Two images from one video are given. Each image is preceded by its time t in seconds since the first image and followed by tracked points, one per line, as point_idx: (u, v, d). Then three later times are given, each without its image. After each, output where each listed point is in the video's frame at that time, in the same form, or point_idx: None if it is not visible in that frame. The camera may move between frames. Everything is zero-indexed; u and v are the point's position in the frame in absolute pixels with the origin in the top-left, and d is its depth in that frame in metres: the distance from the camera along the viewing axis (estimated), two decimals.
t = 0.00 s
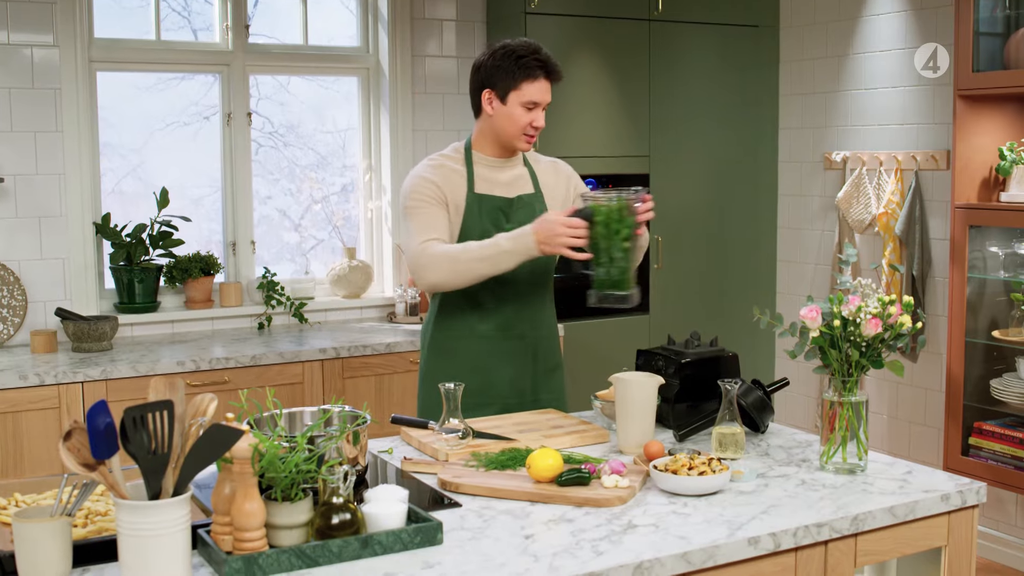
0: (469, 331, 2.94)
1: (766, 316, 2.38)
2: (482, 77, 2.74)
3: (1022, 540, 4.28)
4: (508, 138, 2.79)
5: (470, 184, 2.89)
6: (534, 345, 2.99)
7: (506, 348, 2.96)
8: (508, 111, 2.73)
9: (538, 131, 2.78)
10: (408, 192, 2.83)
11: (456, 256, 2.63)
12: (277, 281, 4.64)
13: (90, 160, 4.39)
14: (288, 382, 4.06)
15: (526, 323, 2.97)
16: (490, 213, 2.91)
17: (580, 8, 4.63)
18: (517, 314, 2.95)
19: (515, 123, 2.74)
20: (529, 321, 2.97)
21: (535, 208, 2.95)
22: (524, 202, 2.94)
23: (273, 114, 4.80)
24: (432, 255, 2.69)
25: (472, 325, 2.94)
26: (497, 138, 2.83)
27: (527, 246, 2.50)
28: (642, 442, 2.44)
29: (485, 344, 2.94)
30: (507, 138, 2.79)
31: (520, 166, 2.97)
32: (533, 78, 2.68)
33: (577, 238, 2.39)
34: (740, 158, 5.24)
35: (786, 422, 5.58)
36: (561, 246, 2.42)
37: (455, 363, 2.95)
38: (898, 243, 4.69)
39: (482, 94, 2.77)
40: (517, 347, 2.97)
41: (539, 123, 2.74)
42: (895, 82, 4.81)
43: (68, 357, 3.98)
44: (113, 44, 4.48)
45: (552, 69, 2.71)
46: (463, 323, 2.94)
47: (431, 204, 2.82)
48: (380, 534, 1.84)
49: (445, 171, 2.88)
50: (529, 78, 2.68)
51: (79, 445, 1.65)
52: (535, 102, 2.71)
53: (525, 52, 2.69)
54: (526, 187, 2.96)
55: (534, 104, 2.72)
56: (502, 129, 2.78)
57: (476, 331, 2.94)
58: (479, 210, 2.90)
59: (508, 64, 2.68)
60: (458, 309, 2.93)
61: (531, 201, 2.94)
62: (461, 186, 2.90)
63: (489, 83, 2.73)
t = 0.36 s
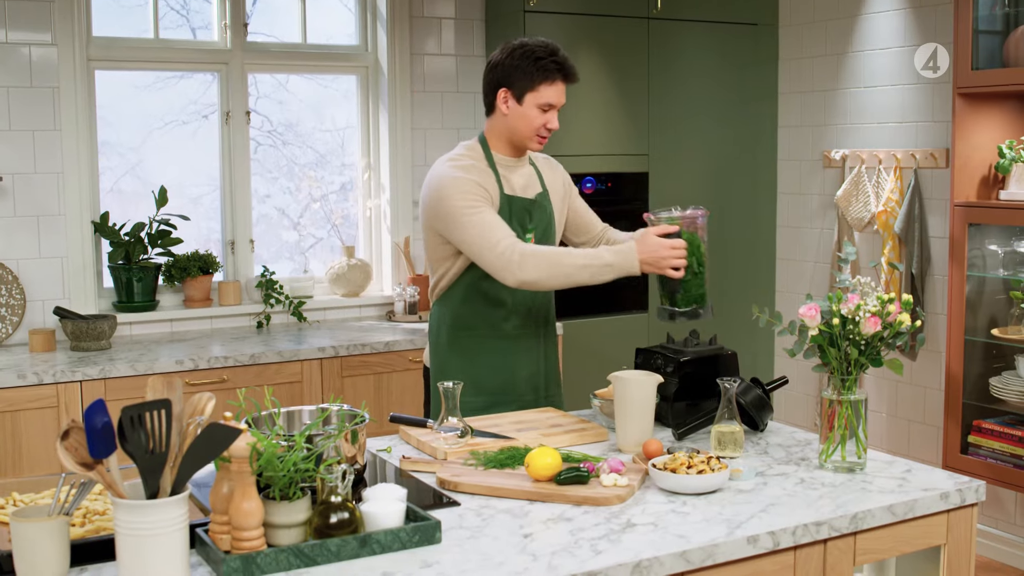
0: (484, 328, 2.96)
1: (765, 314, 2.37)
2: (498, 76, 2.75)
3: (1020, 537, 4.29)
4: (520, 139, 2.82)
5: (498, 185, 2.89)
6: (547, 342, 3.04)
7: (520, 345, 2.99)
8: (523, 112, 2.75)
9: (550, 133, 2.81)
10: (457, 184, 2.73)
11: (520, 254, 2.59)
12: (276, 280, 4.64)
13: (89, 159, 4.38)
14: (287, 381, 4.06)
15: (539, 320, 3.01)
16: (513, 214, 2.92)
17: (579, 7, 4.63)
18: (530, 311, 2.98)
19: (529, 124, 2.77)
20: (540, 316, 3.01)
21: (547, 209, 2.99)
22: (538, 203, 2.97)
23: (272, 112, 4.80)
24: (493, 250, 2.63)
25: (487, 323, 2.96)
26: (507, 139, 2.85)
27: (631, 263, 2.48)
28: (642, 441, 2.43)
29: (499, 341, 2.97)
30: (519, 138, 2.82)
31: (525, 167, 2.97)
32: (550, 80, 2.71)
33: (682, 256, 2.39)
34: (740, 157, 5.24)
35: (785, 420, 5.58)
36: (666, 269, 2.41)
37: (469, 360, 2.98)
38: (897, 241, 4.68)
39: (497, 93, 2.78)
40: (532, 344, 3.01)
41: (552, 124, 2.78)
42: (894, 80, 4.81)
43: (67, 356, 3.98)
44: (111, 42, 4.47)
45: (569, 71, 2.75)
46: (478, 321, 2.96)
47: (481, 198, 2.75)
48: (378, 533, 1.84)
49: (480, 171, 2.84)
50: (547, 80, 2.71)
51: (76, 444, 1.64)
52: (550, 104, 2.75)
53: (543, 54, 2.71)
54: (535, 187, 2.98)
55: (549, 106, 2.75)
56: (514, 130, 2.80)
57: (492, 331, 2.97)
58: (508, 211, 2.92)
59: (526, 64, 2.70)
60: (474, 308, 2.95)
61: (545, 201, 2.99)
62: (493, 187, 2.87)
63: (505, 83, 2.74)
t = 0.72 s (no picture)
0: (491, 327, 2.97)
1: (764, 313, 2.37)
2: (522, 78, 2.74)
3: (1020, 537, 4.29)
4: (540, 142, 2.82)
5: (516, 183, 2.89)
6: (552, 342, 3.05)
7: (526, 344, 3.00)
8: (545, 116, 2.75)
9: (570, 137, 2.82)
10: (477, 180, 2.72)
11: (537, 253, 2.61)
12: (274, 280, 4.65)
13: (87, 158, 4.38)
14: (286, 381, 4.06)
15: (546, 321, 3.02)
16: (528, 216, 2.93)
17: (579, 6, 4.62)
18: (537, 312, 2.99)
19: (551, 128, 2.77)
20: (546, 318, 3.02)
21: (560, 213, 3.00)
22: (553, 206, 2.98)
23: (271, 112, 4.80)
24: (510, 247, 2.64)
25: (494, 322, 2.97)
26: (527, 140, 2.85)
27: (648, 270, 2.58)
28: (641, 440, 2.43)
29: (505, 341, 2.98)
30: (539, 140, 2.82)
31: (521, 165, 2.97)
32: (575, 86, 2.70)
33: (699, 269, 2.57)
34: (739, 156, 5.24)
35: (785, 419, 5.58)
36: (683, 281, 2.58)
37: (474, 358, 2.98)
38: (896, 239, 4.68)
39: (520, 95, 2.77)
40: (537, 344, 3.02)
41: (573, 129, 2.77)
42: (894, 78, 4.81)
43: (66, 356, 3.97)
44: (109, 41, 4.46)
45: (595, 77, 2.73)
46: (486, 319, 2.97)
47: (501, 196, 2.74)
48: (376, 532, 1.83)
49: (499, 167, 2.83)
50: (572, 86, 2.69)
51: (75, 443, 1.64)
52: (573, 109, 2.74)
53: (569, 59, 2.69)
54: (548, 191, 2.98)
55: (572, 111, 2.75)
56: (535, 132, 2.80)
57: (500, 328, 2.97)
58: (524, 210, 2.91)
59: (551, 69, 2.69)
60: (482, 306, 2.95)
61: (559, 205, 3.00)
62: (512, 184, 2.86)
63: (530, 86, 2.73)
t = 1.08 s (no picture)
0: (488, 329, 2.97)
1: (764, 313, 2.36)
2: (521, 80, 2.72)
3: (1021, 536, 4.28)
4: (539, 145, 2.81)
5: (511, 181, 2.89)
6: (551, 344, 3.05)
7: (522, 345, 3.00)
8: (544, 119, 2.73)
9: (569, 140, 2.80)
10: (471, 179, 2.72)
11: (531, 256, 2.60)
12: (274, 279, 4.64)
13: (86, 158, 4.37)
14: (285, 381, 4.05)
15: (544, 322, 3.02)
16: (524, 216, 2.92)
17: (578, 5, 4.62)
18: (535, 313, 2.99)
19: (549, 132, 2.75)
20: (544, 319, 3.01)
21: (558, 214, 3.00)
22: (551, 207, 2.97)
23: (270, 111, 4.79)
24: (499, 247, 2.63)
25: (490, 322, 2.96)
26: (526, 143, 2.84)
27: (641, 280, 2.59)
28: (641, 439, 2.43)
29: (503, 341, 2.97)
30: (538, 143, 2.80)
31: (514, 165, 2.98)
32: (575, 91, 2.68)
33: (693, 278, 2.59)
34: (739, 156, 5.23)
35: (785, 419, 5.58)
36: (679, 290, 2.60)
37: (471, 358, 2.98)
38: (896, 239, 4.68)
39: (519, 97, 2.75)
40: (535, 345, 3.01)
41: (572, 133, 2.76)
42: (894, 78, 4.80)
43: (65, 356, 3.97)
44: (108, 41, 4.46)
45: (595, 82, 2.71)
46: (482, 320, 2.96)
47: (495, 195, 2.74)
48: (376, 533, 1.83)
49: (494, 168, 2.83)
50: (571, 90, 2.67)
51: (73, 444, 1.64)
52: (571, 113, 2.72)
53: (568, 63, 2.67)
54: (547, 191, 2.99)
55: (570, 115, 2.73)
56: (534, 135, 2.79)
57: (497, 328, 2.97)
58: (520, 210, 2.91)
59: (549, 73, 2.66)
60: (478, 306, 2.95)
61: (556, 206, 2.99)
62: (505, 185, 2.85)
63: (529, 88, 2.71)
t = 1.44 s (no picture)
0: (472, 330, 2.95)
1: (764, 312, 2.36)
2: (491, 77, 2.72)
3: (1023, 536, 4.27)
4: (513, 141, 2.81)
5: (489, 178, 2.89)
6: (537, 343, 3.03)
7: (508, 345, 2.99)
8: (516, 115, 2.74)
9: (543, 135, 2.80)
10: (447, 179, 2.72)
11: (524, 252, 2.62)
12: (274, 280, 4.64)
13: (86, 158, 4.37)
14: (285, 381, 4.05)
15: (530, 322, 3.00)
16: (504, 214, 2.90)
17: (578, 5, 4.61)
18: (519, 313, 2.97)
19: (522, 127, 2.75)
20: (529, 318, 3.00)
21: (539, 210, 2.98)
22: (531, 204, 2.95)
23: (270, 112, 4.79)
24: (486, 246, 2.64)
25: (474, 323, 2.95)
26: (500, 139, 2.84)
27: (637, 275, 2.59)
28: (641, 439, 2.42)
29: (488, 343, 2.97)
30: (512, 139, 2.80)
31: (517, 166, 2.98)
32: (545, 84, 2.68)
33: (690, 279, 2.59)
34: (739, 155, 5.22)
35: (786, 419, 5.57)
36: (673, 290, 2.60)
37: (456, 360, 2.97)
38: (897, 238, 4.67)
39: (490, 94, 2.75)
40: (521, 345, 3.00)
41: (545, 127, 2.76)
42: (894, 77, 4.80)
43: (65, 356, 3.96)
44: (108, 41, 4.46)
45: (565, 73, 2.71)
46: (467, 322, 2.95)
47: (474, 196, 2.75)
48: (376, 533, 1.82)
49: (471, 167, 2.83)
50: (541, 84, 2.68)
51: (72, 445, 1.63)
52: (544, 106, 2.72)
53: (538, 57, 2.67)
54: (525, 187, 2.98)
55: (543, 109, 2.73)
56: (507, 131, 2.79)
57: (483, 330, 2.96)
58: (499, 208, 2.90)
59: (519, 67, 2.67)
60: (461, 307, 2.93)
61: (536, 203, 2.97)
62: (483, 182, 2.85)
63: (499, 85, 2.71)
